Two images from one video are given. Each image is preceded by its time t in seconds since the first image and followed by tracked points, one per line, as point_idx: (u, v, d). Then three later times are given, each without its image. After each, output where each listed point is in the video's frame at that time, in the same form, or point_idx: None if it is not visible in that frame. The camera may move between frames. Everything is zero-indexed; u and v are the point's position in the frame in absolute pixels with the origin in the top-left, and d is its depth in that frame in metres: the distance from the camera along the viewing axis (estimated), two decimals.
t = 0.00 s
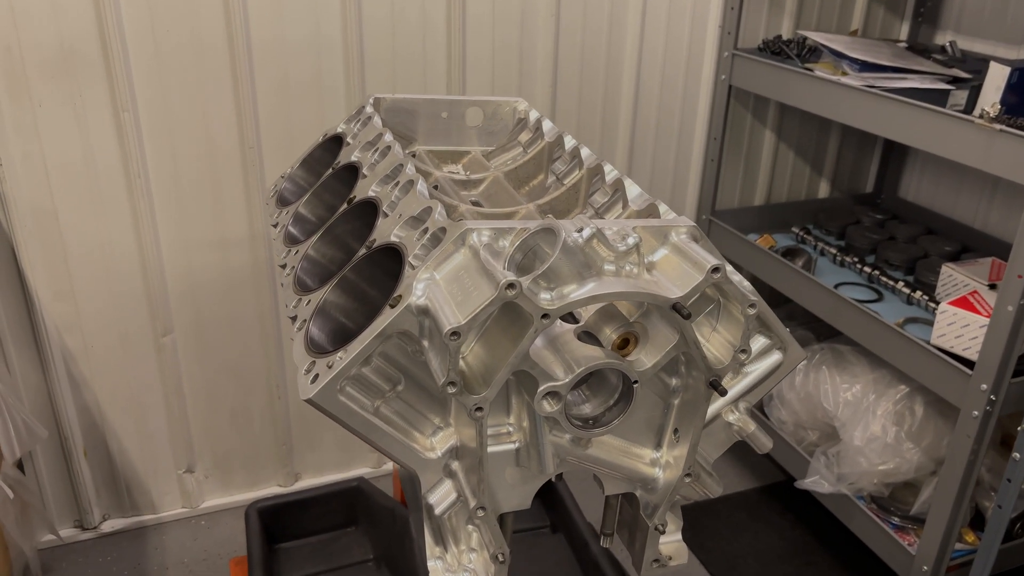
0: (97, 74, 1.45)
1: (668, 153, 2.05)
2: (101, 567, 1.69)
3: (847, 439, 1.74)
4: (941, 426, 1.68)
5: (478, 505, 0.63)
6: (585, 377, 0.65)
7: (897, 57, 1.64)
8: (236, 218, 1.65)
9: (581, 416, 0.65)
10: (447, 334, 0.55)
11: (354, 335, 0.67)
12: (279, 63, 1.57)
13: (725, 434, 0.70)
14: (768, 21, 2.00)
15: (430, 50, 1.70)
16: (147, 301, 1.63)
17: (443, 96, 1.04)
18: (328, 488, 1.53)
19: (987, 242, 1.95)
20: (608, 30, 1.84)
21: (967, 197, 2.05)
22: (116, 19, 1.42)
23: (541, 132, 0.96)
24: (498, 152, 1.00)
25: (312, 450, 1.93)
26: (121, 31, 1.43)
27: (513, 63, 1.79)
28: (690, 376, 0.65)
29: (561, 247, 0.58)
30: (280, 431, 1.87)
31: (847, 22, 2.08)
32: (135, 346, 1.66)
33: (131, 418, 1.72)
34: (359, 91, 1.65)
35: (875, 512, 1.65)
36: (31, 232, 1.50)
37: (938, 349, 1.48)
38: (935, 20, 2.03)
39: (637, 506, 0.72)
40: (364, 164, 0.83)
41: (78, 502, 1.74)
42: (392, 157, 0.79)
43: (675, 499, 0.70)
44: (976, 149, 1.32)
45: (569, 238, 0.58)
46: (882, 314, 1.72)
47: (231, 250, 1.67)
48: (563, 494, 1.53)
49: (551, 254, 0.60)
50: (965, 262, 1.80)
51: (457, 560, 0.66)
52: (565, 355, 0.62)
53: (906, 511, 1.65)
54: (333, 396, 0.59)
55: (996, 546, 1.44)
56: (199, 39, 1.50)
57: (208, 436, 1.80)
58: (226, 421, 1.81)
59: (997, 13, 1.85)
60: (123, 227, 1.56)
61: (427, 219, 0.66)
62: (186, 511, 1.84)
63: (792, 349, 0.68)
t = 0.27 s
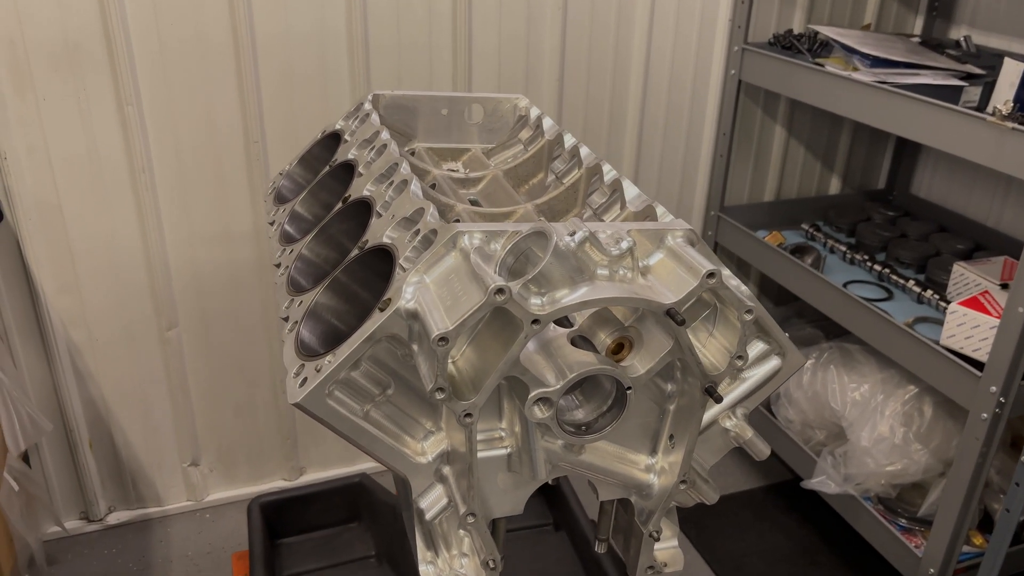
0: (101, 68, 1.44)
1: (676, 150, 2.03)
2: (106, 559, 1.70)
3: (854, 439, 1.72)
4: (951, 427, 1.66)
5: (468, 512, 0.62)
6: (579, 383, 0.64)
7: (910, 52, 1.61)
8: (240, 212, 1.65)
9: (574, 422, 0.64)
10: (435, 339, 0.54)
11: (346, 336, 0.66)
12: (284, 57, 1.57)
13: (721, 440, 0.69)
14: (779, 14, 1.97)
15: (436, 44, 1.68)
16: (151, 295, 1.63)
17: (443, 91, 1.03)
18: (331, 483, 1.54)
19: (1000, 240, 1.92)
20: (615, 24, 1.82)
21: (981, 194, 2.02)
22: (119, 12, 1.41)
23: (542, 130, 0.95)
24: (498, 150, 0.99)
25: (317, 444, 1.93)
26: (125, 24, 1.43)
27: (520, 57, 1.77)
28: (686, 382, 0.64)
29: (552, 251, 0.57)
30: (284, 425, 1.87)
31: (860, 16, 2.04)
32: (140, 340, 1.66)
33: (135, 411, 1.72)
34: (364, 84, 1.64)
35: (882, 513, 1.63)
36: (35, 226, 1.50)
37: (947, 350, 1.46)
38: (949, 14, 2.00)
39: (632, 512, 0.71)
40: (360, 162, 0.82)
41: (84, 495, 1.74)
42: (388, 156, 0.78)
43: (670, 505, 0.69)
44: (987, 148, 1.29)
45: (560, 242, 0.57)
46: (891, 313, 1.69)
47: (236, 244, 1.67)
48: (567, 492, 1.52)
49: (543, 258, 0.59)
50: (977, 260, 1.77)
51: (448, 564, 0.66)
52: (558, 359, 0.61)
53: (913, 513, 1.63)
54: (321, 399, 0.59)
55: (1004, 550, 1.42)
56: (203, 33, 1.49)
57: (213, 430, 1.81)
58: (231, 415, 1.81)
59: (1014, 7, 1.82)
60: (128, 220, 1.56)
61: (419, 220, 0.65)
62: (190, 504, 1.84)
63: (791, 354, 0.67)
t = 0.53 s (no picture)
0: (108, 59, 1.44)
1: (686, 145, 2.01)
2: (113, 548, 1.71)
3: (863, 437, 1.70)
4: (961, 427, 1.64)
5: (460, 514, 0.62)
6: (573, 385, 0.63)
7: (924, 45, 1.59)
8: (246, 205, 1.65)
9: (568, 425, 0.63)
10: (425, 341, 0.53)
11: (340, 335, 0.65)
12: (290, 50, 1.56)
13: (719, 443, 0.68)
14: (792, 7, 1.94)
15: (443, 37, 1.67)
16: (158, 286, 1.64)
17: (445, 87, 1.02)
18: (334, 477, 1.54)
19: (1015, 238, 1.89)
20: (625, 16, 1.80)
21: (996, 190, 1.98)
22: (126, 3, 1.41)
23: (544, 126, 0.94)
24: (500, 145, 0.99)
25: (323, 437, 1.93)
26: (132, 15, 1.43)
27: (528, 49, 1.76)
28: (682, 385, 0.63)
29: (546, 252, 0.56)
30: (291, 417, 1.87)
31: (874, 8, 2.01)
32: (147, 331, 1.67)
33: (142, 402, 1.73)
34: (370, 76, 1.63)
35: (890, 513, 1.62)
36: (42, 217, 1.51)
37: (958, 350, 1.44)
38: (966, 6, 1.96)
39: (628, 514, 0.71)
40: (358, 158, 0.81)
41: (92, 485, 1.76)
42: (386, 152, 0.77)
43: (666, 509, 0.68)
44: (1002, 144, 1.27)
45: (554, 243, 0.56)
46: (901, 311, 1.67)
47: (242, 237, 1.67)
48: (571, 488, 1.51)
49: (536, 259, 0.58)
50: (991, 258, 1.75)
51: (442, 565, 0.65)
52: (551, 361, 0.60)
53: (921, 513, 1.61)
54: (312, 399, 0.58)
55: (1013, 551, 1.40)
56: (210, 25, 1.48)
57: (219, 422, 1.81)
58: (237, 406, 1.81)
59: None
60: (134, 212, 1.56)
61: (413, 219, 0.65)
62: (197, 494, 1.85)
63: (790, 357, 0.66)
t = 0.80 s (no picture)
0: (116, 52, 1.44)
1: (697, 140, 1.99)
2: (121, 537, 1.72)
3: (871, 436, 1.68)
4: (971, 427, 1.62)
5: (454, 516, 0.62)
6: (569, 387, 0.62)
7: (940, 40, 1.56)
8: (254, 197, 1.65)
9: (563, 427, 0.63)
10: (417, 343, 0.53)
11: (335, 333, 0.65)
12: (298, 42, 1.56)
13: (718, 445, 0.68)
14: None
15: (452, 29, 1.66)
16: (166, 278, 1.65)
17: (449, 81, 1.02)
18: (339, 470, 1.54)
19: None
20: (636, 8, 1.79)
21: (1012, 187, 1.95)
22: None
23: (547, 122, 0.93)
24: (504, 141, 0.98)
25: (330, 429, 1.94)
26: (140, 8, 1.43)
27: (538, 42, 1.74)
28: (680, 387, 0.62)
29: (540, 253, 0.56)
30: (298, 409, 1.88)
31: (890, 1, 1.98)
32: (155, 322, 1.67)
33: (150, 393, 1.74)
34: (378, 69, 1.63)
35: (898, 513, 1.61)
36: (51, 209, 1.51)
37: (969, 351, 1.41)
38: None
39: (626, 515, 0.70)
40: (358, 154, 0.81)
41: (101, 474, 1.77)
42: (385, 148, 0.77)
43: (663, 511, 0.68)
44: (1016, 142, 1.24)
45: (549, 243, 0.55)
46: (913, 309, 1.65)
47: (249, 229, 1.67)
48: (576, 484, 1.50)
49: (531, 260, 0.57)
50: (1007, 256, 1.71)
51: (437, 565, 0.65)
52: (546, 362, 0.60)
53: (930, 513, 1.60)
54: (305, 399, 0.58)
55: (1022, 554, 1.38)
56: (218, 17, 1.48)
57: (226, 413, 1.82)
58: (244, 398, 1.82)
59: None
60: (143, 204, 1.57)
61: (409, 217, 0.64)
62: (204, 485, 1.86)
63: (791, 360, 0.65)
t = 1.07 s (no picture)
0: (126, 43, 1.45)
1: (708, 135, 1.97)
2: (131, 525, 1.74)
3: (881, 434, 1.67)
4: (983, 427, 1.60)
5: (447, 516, 0.61)
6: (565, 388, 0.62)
7: (956, 34, 1.53)
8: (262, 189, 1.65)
9: (558, 428, 0.62)
10: (409, 343, 0.52)
11: (331, 331, 0.65)
12: (307, 34, 1.55)
13: (716, 448, 0.67)
14: None
15: (461, 22, 1.65)
16: (175, 270, 1.65)
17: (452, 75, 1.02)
18: (344, 462, 1.55)
19: None
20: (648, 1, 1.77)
21: None
22: None
23: (551, 118, 0.93)
24: (508, 136, 0.97)
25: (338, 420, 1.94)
26: None
27: (548, 35, 1.73)
28: (677, 389, 0.62)
29: (535, 253, 0.55)
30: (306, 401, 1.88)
31: None
32: (164, 313, 1.68)
33: (159, 383, 1.75)
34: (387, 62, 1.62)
35: (907, 513, 1.59)
36: (62, 199, 1.52)
37: (981, 351, 1.40)
38: None
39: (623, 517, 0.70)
40: (359, 150, 0.80)
41: (111, 463, 1.79)
42: (385, 144, 0.76)
43: (660, 513, 0.67)
44: None
45: (544, 244, 0.55)
46: (924, 307, 1.63)
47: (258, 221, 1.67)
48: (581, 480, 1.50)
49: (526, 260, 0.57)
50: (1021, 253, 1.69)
51: (431, 564, 0.65)
52: (541, 362, 0.59)
53: (939, 513, 1.58)
54: (299, 397, 0.58)
55: None
56: (227, 9, 1.48)
57: (235, 404, 1.83)
58: (253, 389, 1.83)
59: None
60: (152, 195, 1.58)
61: (407, 214, 0.64)
62: (213, 475, 1.88)
63: (792, 363, 0.64)
